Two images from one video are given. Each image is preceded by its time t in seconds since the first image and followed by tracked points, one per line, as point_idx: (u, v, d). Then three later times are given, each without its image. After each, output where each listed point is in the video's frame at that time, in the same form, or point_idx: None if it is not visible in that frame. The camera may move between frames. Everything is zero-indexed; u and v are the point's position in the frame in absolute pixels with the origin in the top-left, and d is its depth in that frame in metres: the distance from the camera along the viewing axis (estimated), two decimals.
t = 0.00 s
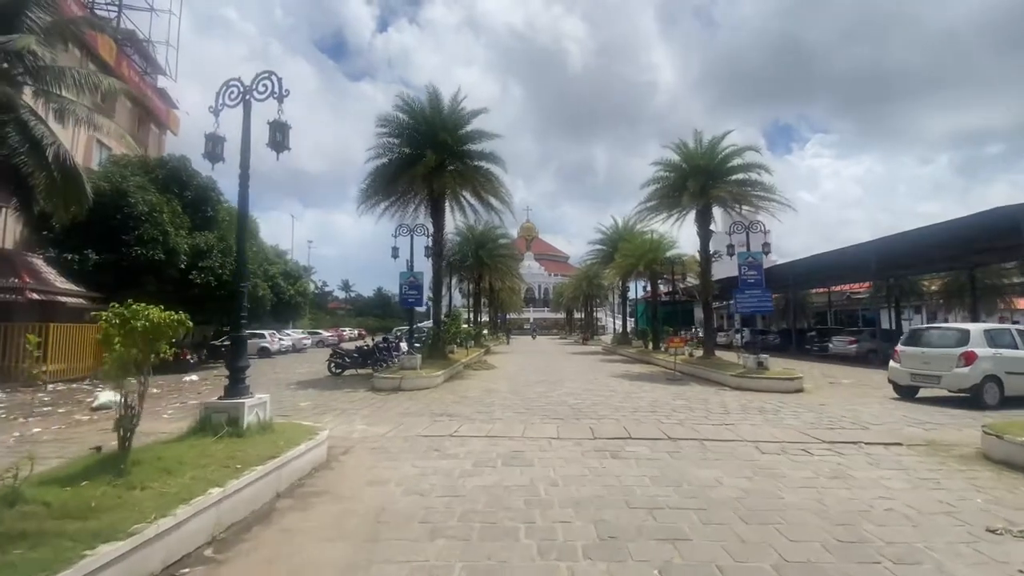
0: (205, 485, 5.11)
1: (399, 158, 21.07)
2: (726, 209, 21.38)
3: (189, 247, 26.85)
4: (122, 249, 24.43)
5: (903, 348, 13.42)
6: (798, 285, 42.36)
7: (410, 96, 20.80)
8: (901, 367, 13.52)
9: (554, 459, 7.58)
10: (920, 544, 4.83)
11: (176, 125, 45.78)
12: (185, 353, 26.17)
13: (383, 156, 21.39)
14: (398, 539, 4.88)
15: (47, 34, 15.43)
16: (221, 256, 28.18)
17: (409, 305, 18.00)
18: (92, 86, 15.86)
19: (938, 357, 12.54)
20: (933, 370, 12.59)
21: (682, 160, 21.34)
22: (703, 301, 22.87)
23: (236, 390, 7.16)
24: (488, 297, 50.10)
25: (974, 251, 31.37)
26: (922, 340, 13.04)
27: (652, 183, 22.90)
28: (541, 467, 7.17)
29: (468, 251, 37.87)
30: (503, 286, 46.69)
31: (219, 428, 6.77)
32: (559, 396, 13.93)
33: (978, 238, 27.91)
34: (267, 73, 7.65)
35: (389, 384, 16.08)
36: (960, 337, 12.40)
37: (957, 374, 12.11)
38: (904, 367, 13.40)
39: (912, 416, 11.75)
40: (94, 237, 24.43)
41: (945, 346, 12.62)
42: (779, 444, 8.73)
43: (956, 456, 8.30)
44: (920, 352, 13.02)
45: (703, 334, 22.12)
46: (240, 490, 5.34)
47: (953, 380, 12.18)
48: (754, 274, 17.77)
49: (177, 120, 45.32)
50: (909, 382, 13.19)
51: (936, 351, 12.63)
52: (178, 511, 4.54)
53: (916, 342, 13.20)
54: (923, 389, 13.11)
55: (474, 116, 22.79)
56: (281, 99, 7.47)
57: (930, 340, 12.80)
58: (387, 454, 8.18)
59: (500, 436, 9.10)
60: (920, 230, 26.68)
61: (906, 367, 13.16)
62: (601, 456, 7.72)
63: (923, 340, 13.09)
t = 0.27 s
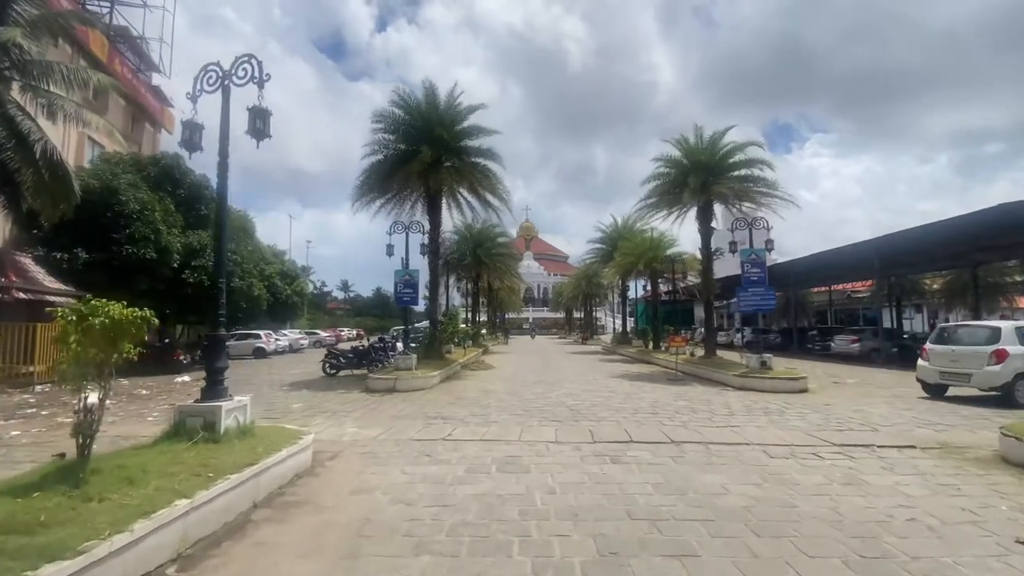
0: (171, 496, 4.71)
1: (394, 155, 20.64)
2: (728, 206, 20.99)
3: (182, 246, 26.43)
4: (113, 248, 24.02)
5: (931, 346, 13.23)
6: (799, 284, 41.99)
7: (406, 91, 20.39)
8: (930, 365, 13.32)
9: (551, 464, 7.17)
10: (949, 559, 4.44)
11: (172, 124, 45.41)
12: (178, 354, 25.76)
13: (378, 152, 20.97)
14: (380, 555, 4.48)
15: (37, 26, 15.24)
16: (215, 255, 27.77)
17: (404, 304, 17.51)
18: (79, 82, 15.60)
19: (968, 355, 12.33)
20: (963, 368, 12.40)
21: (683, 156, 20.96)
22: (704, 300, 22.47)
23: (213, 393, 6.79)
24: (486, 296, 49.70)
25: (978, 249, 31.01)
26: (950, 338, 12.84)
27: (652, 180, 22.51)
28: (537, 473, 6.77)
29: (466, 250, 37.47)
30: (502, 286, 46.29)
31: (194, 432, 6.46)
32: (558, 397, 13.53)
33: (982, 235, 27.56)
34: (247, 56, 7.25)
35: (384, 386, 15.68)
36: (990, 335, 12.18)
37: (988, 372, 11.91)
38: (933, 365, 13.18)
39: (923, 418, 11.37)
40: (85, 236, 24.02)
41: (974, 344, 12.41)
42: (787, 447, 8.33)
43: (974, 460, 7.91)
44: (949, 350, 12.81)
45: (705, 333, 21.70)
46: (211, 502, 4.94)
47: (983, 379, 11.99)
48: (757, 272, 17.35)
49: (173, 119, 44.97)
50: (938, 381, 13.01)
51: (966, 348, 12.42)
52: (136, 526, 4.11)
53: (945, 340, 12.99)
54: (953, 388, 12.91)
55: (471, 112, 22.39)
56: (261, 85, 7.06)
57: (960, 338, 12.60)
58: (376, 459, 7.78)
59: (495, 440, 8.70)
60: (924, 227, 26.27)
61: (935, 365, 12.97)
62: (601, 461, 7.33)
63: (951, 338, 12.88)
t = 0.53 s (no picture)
0: (126, 517, 4.28)
1: (389, 151, 20.19)
2: (729, 202, 20.59)
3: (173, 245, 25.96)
4: (101, 247, 23.57)
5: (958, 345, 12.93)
6: (799, 283, 41.66)
7: (400, 86, 19.93)
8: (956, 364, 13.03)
9: (548, 473, 6.74)
10: None
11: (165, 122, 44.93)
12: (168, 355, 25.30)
13: (371, 149, 20.51)
14: None
15: (20, 19, 14.74)
16: (206, 255, 27.32)
17: (398, 303, 17.02)
18: (66, 77, 15.41)
19: (999, 354, 12.02)
20: (993, 367, 12.10)
21: (683, 152, 20.55)
22: (705, 299, 22.07)
23: (186, 399, 6.36)
24: (484, 296, 49.31)
25: (980, 247, 30.66)
26: (978, 336, 12.54)
27: (651, 177, 22.09)
28: (533, 483, 6.32)
29: (463, 250, 37.05)
30: (499, 286, 45.83)
31: (163, 443, 6.03)
32: (556, 399, 13.13)
33: (985, 233, 27.20)
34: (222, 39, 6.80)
35: (377, 388, 15.23)
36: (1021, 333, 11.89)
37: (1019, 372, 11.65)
38: (961, 365, 12.84)
39: (935, 421, 10.97)
40: (73, 236, 23.56)
41: (1004, 343, 12.12)
42: (798, 453, 7.91)
43: (993, 466, 7.51)
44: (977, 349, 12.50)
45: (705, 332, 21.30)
46: (171, 523, 4.50)
47: (1013, 378, 11.74)
48: (760, 270, 16.93)
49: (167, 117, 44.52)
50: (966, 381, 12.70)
51: (996, 348, 12.12)
52: (79, 553, 3.64)
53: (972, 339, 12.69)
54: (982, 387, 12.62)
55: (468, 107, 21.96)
56: (236, 70, 6.63)
57: (989, 337, 12.30)
58: (363, 467, 7.34)
59: (490, 446, 8.27)
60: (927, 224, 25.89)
61: (962, 365, 12.67)
62: (601, 469, 6.89)
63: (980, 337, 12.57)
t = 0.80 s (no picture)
0: (76, 535, 3.88)
1: (383, 148, 19.75)
2: (730, 199, 20.21)
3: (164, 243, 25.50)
4: (89, 245, 23.11)
5: (986, 344, 12.91)
6: (799, 282, 41.32)
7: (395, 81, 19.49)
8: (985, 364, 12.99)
9: (546, 481, 6.33)
10: None
11: (158, 121, 44.45)
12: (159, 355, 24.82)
13: (365, 145, 20.07)
14: None
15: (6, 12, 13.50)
16: (198, 253, 26.87)
17: (392, 302, 16.56)
18: (52, 73, 14.52)
19: None
20: None
21: (684, 148, 20.15)
22: (706, 298, 21.67)
23: (156, 402, 5.98)
24: (482, 296, 48.88)
25: (983, 245, 30.30)
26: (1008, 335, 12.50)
27: (651, 173, 21.69)
28: (529, 492, 5.91)
29: (460, 249, 36.62)
30: (497, 286, 45.38)
31: (130, 450, 5.68)
32: (554, 400, 12.73)
33: (989, 231, 26.85)
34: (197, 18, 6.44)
35: (370, 389, 14.79)
36: None
37: None
38: (991, 364, 12.81)
39: (947, 422, 10.59)
40: (61, 235, 23.09)
41: None
42: (809, 457, 7.51)
43: (1016, 471, 7.12)
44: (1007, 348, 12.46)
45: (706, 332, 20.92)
46: (128, 539, 4.11)
47: None
48: (763, 268, 16.54)
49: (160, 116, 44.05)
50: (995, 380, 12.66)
51: None
52: None
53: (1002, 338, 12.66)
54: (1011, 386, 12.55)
55: (464, 103, 21.55)
56: (211, 50, 6.28)
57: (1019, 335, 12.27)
58: (349, 475, 6.93)
59: (484, 451, 7.84)
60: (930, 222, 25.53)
61: (991, 364, 12.66)
62: (602, 477, 6.47)
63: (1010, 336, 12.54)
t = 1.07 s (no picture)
0: (10, 565, 3.40)
1: (377, 144, 19.27)
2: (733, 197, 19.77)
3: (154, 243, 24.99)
4: (78, 244, 22.53)
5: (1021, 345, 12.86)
6: (800, 282, 40.94)
7: (390, 76, 19.01)
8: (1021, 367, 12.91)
9: (544, 495, 5.86)
10: None
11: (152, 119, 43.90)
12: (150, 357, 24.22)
13: (359, 142, 19.62)
14: None
15: None
16: (190, 253, 26.33)
17: (386, 302, 16.08)
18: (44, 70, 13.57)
19: None
20: None
21: (685, 145, 19.71)
22: (707, 298, 21.23)
23: (120, 410, 5.58)
24: (480, 296, 48.41)
25: (986, 245, 29.92)
26: None
27: (652, 171, 21.25)
28: (526, 508, 5.44)
29: (458, 249, 36.15)
30: (495, 286, 44.89)
31: (90, 463, 5.25)
32: (553, 404, 12.26)
33: (993, 231, 26.46)
34: None
35: (362, 393, 14.31)
36: None
37: None
38: None
39: (963, 428, 10.17)
40: (48, 233, 22.56)
41: None
42: (825, 468, 7.05)
43: None
44: None
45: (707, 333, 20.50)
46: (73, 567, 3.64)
47: None
48: (767, 268, 16.05)
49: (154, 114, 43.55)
50: None
51: None
52: None
53: None
54: None
55: (461, 99, 21.09)
56: (184, 29, 5.98)
57: None
58: (333, 487, 6.45)
59: (479, 460, 7.36)
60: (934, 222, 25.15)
61: None
62: (605, 490, 6.01)
63: None
